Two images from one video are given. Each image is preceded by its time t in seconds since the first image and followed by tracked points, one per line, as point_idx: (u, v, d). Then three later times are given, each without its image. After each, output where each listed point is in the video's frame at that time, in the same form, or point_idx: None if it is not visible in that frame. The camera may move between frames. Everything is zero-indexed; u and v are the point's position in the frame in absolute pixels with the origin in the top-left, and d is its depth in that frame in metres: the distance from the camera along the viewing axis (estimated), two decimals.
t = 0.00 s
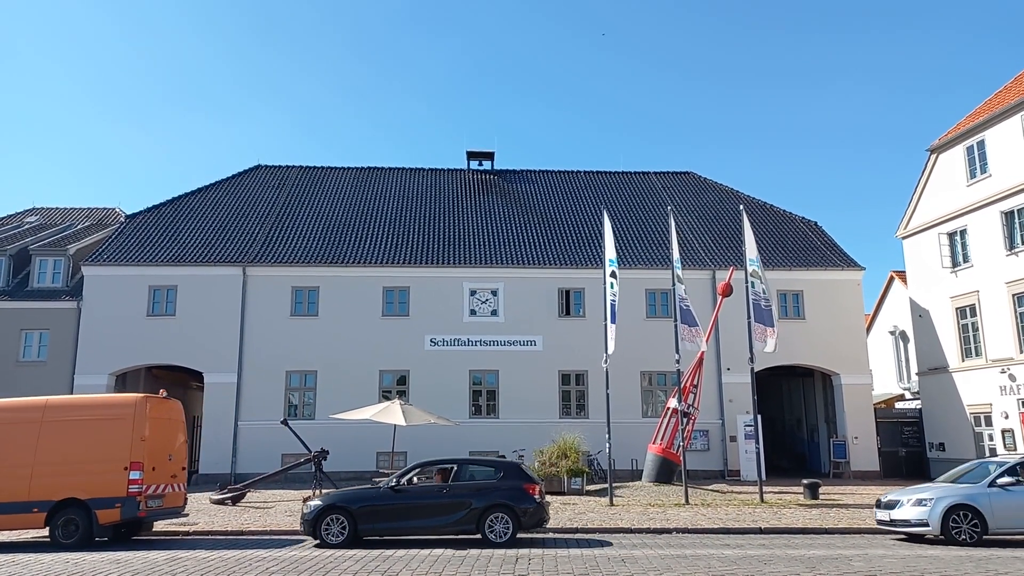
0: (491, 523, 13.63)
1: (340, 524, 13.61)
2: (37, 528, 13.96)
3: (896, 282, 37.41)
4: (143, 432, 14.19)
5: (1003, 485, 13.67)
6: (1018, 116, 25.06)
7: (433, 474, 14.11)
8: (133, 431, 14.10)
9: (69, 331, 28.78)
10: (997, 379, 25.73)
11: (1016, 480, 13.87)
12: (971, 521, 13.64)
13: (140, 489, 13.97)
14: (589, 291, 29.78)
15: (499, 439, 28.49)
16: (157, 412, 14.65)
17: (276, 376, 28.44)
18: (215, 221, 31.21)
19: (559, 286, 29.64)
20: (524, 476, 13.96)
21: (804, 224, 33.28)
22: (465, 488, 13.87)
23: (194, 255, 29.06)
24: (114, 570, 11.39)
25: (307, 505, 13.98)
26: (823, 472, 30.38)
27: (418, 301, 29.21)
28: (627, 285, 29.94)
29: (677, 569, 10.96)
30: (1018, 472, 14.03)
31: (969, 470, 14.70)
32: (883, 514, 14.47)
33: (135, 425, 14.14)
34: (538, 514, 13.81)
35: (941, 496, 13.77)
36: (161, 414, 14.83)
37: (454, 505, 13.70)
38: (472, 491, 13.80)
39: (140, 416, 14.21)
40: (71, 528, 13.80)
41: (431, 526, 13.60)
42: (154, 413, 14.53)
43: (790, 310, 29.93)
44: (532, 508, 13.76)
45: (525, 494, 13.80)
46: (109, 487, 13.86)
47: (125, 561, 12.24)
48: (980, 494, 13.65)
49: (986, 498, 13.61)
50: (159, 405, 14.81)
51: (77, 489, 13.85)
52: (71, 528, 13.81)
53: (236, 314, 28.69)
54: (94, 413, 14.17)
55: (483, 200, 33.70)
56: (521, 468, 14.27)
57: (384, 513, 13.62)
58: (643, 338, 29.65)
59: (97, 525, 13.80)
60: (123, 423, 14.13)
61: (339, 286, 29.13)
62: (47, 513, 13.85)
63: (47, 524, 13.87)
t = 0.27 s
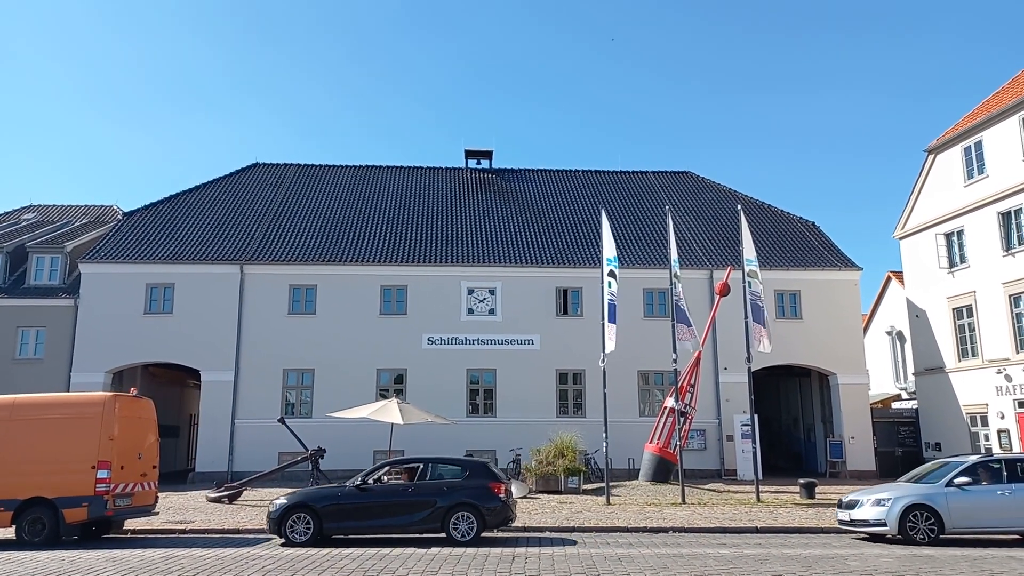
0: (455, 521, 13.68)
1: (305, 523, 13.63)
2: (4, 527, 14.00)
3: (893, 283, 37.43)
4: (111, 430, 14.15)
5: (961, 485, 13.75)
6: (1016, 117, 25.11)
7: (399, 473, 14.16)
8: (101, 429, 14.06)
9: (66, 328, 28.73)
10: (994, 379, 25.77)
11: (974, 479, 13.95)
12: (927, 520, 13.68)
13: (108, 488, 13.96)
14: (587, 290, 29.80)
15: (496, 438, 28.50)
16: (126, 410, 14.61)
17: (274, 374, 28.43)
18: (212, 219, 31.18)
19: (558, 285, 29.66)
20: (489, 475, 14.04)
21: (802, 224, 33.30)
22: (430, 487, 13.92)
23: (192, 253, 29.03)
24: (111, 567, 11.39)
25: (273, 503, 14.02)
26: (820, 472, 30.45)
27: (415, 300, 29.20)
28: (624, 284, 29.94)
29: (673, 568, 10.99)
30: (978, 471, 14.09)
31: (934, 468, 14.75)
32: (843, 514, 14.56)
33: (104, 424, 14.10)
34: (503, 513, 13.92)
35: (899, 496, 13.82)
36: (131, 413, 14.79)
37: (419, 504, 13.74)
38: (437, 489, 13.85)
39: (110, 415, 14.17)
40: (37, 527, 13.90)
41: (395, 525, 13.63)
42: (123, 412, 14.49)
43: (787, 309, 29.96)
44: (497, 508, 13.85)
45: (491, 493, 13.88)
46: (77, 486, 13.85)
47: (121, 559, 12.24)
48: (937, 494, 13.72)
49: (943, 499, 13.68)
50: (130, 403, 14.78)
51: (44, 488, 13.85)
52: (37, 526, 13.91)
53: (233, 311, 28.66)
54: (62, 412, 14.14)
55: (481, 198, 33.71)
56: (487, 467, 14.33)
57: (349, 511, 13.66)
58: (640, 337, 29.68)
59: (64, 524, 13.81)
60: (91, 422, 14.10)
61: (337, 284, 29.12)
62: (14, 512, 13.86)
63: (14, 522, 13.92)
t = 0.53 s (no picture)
0: (422, 523, 13.70)
1: (273, 524, 13.75)
2: None
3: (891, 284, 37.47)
4: (81, 432, 14.17)
5: (922, 485, 13.80)
6: (1012, 118, 25.17)
7: (368, 475, 14.21)
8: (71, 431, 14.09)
9: (64, 330, 28.68)
10: (991, 380, 25.81)
11: (935, 479, 14.00)
12: (888, 520, 13.74)
13: (78, 490, 13.96)
14: (585, 291, 29.80)
15: (494, 439, 28.49)
16: (97, 412, 14.62)
17: (274, 376, 28.42)
18: (209, 220, 31.16)
19: (556, 286, 29.67)
20: (457, 476, 14.01)
21: (799, 225, 33.33)
22: (397, 489, 13.94)
23: (190, 255, 29.01)
24: (110, 570, 11.40)
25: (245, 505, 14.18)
26: (818, 472, 30.49)
27: (413, 301, 29.20)
28: (623, 285, 29.95)
29: (672, 569, 11.01)
30: (940, 471, 14.14)
31: (899, 468, 14.78)
32: (806, 514, 14.61)
33: (73, 426, 14.12)
34: (472, 514, 13.85)
35: (860, 497, 13.87)
36: (103, 415, 14.81)
37: (386, 506, 13.77)
38: (404, 491, 13.87)
39: (80, 417, 14.21)
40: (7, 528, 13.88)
41: (362, 527, 13.68)
42: (94, 414, 14.51)
43: (785, 310, 30.00)
44: (465, 509, 13.80)
45: (458, 495, 13.83)
46: (46, 488, 13.86)
47: (120, 561, 12.25)
48: (898, 494, 13.77)
49: (904, 499, 13.74)
50: (101, 406, 14.80)
51: (13, 490, 13.85)
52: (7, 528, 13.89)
53: (231, 313, 28.65)
54: (32, 414, 14.17)
55: (479, 199, 33.73)
56: (456, 468, 14.31)
57: (316, 513, 13.73)
58: (637, 338, 29.69)
59: (34, 527, 13.81)
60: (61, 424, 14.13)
61: (335, 286, 29.11)
62: None
63: None
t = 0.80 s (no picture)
0: (393, 525, 13.70)
1: (244, 528, 13.74)
2: None
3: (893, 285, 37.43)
4: (56, 435, 14.21)
5: (888, 486, 13.81)
6: (1014, 118, 25.15)
7: (341, 478, 14.22)
8: (45, 434, 14.12)
9: (66, 332, 28.70)
10: (994, 380, 25.77)
11: (903, 480, 13.99)
12: (854, 520, 13.78)
13: (52, 493, 13.98)
14: (587, 293, 29.80)
15: (496, 440, 28.48)
16: (73, 415, 14.66)
17: (275, 377, 28.43)
18: (210, 222, 31.19)
19: (558, 287, 29.66)
20: (429, 479, 14.01)
21: (801, 226, 33.30)
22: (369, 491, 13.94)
23: (191, 257, 29.05)
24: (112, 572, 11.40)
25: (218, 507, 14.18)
26: (820, 473, 30.46)
27: (414, 303, 29.20)
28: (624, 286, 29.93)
29: (675, 571, 11.00)
30: (908, 472, 14.12)
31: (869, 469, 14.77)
32: (775, 515, 14.63)
33: (48, 429, 14.16)
34: (443, 517, 13.86)
35: (828, 497, 13.91)
36: (79, 418, 14.85)
37: (358, 508, 13.77)
38: (376, 493, 13.87)
39: (55, 419, 14.25)
40: None
41: (332, 529, 13.70)
42: (70, 417, 14.54)
43: (787, 311, 29.98)
44: (436, 512, 13.80)
45: (429, 497, 13.85)
46: (20, 491, 13.87)
47: (121, 564, 12.25)
48: (864, 495, 13.81)
49: (870, 499, 13.78)
50: (78, 409, 14.84)
51: None
52: None
53: (233, 315, 28.66)
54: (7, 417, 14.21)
55: (480, 200, 33.74)
56: (429, 471, 14.31)
57: (288, 516, 13.73)
58: (638, 339, 29.68)
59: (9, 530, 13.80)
60: (36, 427, 14.16)
61: (336, 288, 29.12)
62: None
63: None
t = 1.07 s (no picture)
0: (358, 528, 13.73)
1: (209, 531, 13.72)
2: None
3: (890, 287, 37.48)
4: (25, 439, 14.18)
5: (850, 487, 13.88)
6: (1009, 120, 25.21)
7: (308, 481, 14.23)
8: (15, 438, 14.09)
9: (64, 336, 28.65)
10: (990, 382, 25.81)
11: (866, 481, 14.05)
12: (816, 522, 13.84)
13: (21, 497, 13.94)
14: (585, 295, 29.80)
15: (494, 443, 28.47)
16: (43, 419, 14.63)
17: (274, 380, 28.40)
18: (207, 225, 31.17)
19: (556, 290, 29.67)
20: (395, 482, 14.07)
21: (798, 228, 33.33)
22: (335, 494, 13.97)
23: (189, 260, 29.02)
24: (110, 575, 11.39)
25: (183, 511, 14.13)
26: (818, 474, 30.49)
27: (412, 305, 29.19)
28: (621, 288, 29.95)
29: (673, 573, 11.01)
30: (871, 473, 14.16)
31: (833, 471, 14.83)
32: (739, 517, 14.70)
33: (17, 433, 14.12)
34: (408, 519, 13.94)
35: (790, 499, 13.98)
36: (49, 423, 14.83)
37: (324, 511, 13.79)
38: (342, 496, 13.90)
39: (25, 423, 14.24)
40: None
41: (297, 532, 13.72)
42: (39, 421, 14.52)
43: (784, 313, 30.02)
44: (401, 515, 13.88)
45: (394, 500, 13.93)
46: None
47: (119, 567, 12.23)
48: (826, 496, 13.87)
49: (832, 500, 13.83)
50: (48, 414, 14.83)
51: None
52: None
53: (230, 318, 28.63)
54: None
55: (478, 203, 33.75)
56: (395, 474, 14.36)
57: (253, 519, 13.73)
58: (636, 341, 29.67)
59: None
60: (5, 431, 14.13)
61: (334, 290, 29.11)
62: None
63: None
